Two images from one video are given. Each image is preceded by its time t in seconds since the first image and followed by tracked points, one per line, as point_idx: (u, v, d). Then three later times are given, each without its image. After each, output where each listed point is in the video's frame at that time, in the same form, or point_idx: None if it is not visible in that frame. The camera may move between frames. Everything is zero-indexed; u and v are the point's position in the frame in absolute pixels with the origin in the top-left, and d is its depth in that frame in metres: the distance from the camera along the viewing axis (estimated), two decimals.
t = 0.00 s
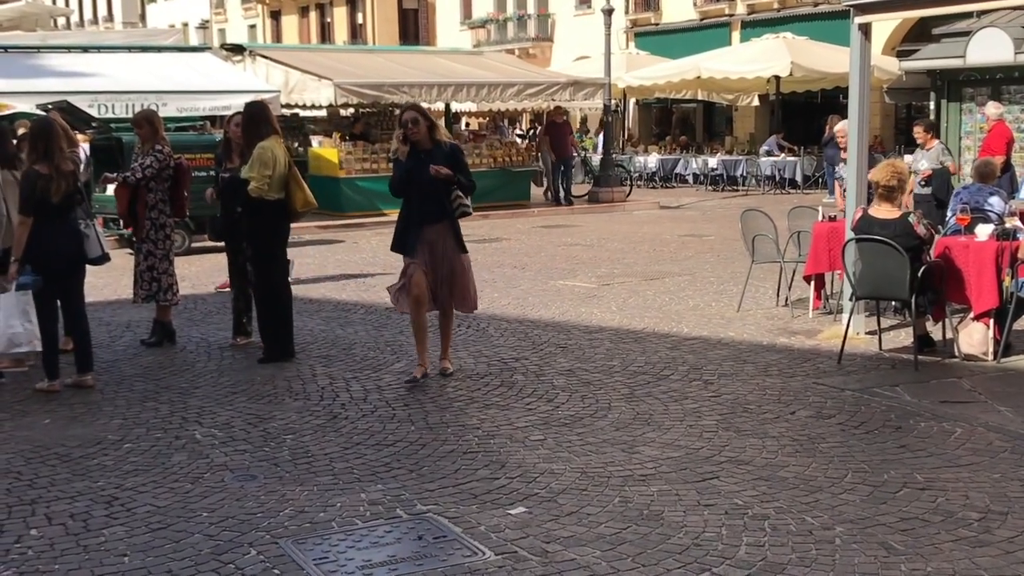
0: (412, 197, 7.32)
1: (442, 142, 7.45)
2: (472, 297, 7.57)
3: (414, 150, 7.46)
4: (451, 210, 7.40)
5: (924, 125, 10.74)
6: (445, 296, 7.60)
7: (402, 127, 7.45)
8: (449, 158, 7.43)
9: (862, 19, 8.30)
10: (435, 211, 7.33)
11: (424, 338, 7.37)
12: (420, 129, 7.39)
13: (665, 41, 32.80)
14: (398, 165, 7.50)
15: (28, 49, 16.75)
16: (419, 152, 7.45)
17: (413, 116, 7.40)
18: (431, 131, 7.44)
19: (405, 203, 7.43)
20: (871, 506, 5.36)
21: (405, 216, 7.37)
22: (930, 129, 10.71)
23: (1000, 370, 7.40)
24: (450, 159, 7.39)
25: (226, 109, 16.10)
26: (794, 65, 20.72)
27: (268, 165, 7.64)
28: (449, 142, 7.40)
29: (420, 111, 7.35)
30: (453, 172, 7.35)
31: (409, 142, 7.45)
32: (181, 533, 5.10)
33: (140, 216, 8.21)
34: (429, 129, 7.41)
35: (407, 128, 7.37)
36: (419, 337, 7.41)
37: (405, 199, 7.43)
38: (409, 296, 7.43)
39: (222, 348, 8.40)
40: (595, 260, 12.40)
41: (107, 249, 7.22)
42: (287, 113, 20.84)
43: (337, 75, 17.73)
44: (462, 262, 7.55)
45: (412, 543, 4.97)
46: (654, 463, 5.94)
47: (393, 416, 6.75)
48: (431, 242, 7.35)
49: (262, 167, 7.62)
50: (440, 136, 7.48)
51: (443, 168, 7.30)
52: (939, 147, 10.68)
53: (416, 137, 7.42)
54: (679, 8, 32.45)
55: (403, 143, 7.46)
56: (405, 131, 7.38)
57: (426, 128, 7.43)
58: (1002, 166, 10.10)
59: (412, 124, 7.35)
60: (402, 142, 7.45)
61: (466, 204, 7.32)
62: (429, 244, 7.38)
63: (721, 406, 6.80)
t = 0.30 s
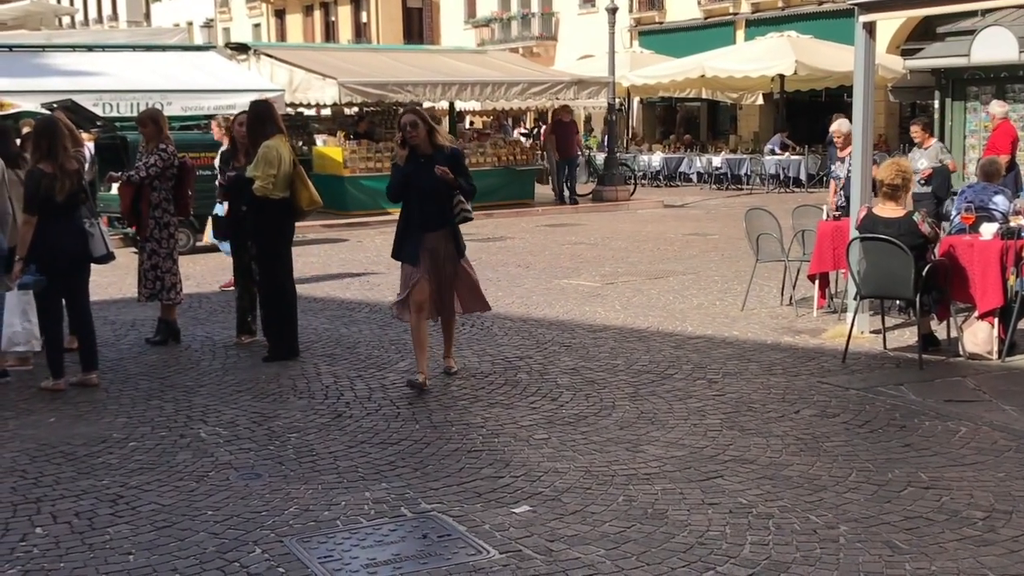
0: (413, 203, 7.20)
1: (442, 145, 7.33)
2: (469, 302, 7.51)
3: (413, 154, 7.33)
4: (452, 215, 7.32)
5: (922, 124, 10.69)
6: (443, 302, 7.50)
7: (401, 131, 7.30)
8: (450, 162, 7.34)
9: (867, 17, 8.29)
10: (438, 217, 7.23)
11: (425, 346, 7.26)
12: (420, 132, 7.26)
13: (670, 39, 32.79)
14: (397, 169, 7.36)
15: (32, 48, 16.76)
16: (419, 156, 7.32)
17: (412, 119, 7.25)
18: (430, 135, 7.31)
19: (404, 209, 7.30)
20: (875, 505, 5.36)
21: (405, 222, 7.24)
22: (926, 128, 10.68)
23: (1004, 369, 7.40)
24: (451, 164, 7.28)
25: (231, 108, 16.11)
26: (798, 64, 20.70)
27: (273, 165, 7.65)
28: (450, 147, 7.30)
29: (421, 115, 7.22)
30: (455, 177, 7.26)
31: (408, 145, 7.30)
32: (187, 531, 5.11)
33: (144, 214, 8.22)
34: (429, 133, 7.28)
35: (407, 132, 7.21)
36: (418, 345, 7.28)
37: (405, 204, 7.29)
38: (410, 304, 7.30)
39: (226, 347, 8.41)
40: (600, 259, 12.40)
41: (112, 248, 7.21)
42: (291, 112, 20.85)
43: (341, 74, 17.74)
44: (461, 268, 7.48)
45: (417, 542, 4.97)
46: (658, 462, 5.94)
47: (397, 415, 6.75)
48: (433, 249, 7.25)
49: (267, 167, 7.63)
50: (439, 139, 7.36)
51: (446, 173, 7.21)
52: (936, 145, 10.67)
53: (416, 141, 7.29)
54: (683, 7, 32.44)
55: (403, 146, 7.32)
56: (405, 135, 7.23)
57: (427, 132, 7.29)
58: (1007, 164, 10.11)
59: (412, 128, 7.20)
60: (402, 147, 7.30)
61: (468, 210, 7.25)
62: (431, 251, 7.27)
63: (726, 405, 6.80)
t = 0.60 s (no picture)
0: (416, 200, 7.10)
1: (438, 142, 7.31)
2: (460, 300, 7.50)
3: (411, 151, 7.25)
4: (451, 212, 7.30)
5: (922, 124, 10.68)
6: (435, 301, 7.44)
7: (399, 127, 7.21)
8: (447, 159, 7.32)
9: (872, 16, 8.28)
10: (440, 215, 7.19)
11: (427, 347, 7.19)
12: (418, 129, 7.19)
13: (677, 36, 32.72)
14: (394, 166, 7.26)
15: (37, 46, 16.78)
16: (416, 153, 7.25)
17: (410, 115, 7.17)
18: (427, 131, 7.25)
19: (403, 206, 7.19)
20: (881, 503, 5.35)
21: (407, 219, 7.12)
22: (926, 126, 10.70)
23: (1011, 368, 7.39)
24: (450, 160, 7.25)
25: (236, 106, 16.12)
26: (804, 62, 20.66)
27: (278, 163, 7.66)
28: (448, 143, 7.28)
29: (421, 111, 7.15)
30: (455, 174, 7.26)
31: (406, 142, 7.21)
32: (192, 529, 5.12)
33: (149, 212, 8.24)
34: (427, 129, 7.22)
35: (407, 128, 7.12)
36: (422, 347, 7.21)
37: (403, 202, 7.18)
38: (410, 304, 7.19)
39: (232, 345, 8.42)
40: (604, 258, 12.40)
41: (117, 246, 7.20)
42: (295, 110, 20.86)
43: (348, 72, 17.74)
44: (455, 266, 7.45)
45: (422, 540, 4.97)
46: (664, 460, 5.94)
47: (402, 413, 6.75)
48: (434, 247, 7.18)
49: (273, 166, 7.64)
50: (434, 136, 7.32)
51: (448, 170, 7.19)
52: (936, 145, 10.66)
53: (414, 137, 7.21)
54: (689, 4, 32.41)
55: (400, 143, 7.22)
56: (404, 131, 7.14)
57: (424, 128, 7.22)
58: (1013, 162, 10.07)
59: (413, 124, 7.12)
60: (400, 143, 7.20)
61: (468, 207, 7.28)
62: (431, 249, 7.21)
63: (731, 404, 6.79)
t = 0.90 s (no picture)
0: (412, 196, 6.97)
1: (440, 136, 7.13)
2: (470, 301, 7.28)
3: (412, 146, 7.13)
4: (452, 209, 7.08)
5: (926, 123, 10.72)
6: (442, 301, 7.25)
7: (398, 122, 7.08)
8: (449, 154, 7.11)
9: (880, 13, 8.26)
10: (437, 211, 7.01)
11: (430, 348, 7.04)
12: (418, 123, 7.04)
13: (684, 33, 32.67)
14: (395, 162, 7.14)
15: (45, 44, 16.80)
16: (418, 148, 7.12)
17: (410, 109, 7.05)
18: (428, 126, 7.10)
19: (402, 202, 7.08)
20: (888, 502, 5.35)
21: (404, 215, 7.00)
22: (930, 126, 10.71)
23: (1018, 366, 7.38)
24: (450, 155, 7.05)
25: (243, 103, 16.13)
26: (812, 59, 20.61)
27: (286, 161, 7.66)
28: (449, 137, 7.08)
29: (419, 104, 7.00)
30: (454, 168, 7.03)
31: (406, 137, 7.08)
32: (199, 525, 5.12)
33: (155, 210, 8.24)
34: (427, 123, 7.06)
35: (404, 122, 6.99)
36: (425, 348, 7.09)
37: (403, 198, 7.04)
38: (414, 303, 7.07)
39: (239, 342, 8.43)
40: (611, 255, 12.40)
41: (124, 243, 7.18)
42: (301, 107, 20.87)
43: (355, 70, 17.74)
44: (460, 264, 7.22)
45: (428, 537, 4.98)
46: (670, 458, 5.93)
47: (409, 411, 6.76)
48: (432, 244, 7.01)
49: (281, 164, 7.65)
50: (437, 131, 7.15)
51: (446, 165, 6.99)
52: (939, 145, 10.70)
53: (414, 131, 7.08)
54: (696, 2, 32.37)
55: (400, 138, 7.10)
56: (402, 125, 7.01)
57: (424, 122, 7.07)
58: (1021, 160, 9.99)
59: (409, 118, 6.97)
60: (399, 138, 7.07)
61: (467, 202, 7.02)
62: (430, 246, 7.04)
63: (738, 401, 6.79)
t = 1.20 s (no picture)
0: (411, 197, 6.72)
1: (442, 135, 6.89)
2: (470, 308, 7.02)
3: (411, 145, 6.88)
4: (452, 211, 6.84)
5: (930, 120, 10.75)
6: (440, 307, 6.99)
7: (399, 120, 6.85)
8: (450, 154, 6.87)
9: (889, 10, 8.24)
10: (436, 213, 6.76)
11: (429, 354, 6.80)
12: (419, 122, 6.81)
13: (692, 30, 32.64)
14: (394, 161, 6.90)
15: (53, 41, 16.83)
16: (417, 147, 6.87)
17: (410, 107, 6.81)
18: (429, 125, 6.87)
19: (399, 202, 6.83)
20: (896, 499, 5.34)
21: (402, 217, 6.76)
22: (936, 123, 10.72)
23: None
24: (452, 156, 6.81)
25: (252, 100, 16.15)
26: (821, 56, 20.58)
27: (297, 159, 7.66)
28: (450, 137, 6.84)
29: (421, 102, 6.77)
30: (455, 169, 6.77)
31: (406, 135, 6.85)
32: (208, 522, 5.14)
33: (163, 207, 8.26)
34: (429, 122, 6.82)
35: (405, 121, 6.75)
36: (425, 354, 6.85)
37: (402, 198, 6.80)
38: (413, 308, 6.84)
39: (247, 339, 8.45)
40: (620, 253, 12.39)
41: (133, 239, 7.20)
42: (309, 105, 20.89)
43: (363, 67, 17.74)
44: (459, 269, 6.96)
45: (435, 534, 4.98)
46: (678, 456, 5.93)
47: (416, 408, 6.77)
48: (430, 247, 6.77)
49: (291, 161, 7.64)
50: (438, 129, 6.90)
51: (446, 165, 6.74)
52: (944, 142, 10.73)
53: (414, 130, 6.83)
54: None
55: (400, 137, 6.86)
56: (403, 123, 6.78)
57: (426, 121, 6.84)
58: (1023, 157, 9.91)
59: (410, 116, 6.74)
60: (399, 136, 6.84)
61: (468, 205, 6.79)
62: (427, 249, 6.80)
63: (746, 399, 6.78)
